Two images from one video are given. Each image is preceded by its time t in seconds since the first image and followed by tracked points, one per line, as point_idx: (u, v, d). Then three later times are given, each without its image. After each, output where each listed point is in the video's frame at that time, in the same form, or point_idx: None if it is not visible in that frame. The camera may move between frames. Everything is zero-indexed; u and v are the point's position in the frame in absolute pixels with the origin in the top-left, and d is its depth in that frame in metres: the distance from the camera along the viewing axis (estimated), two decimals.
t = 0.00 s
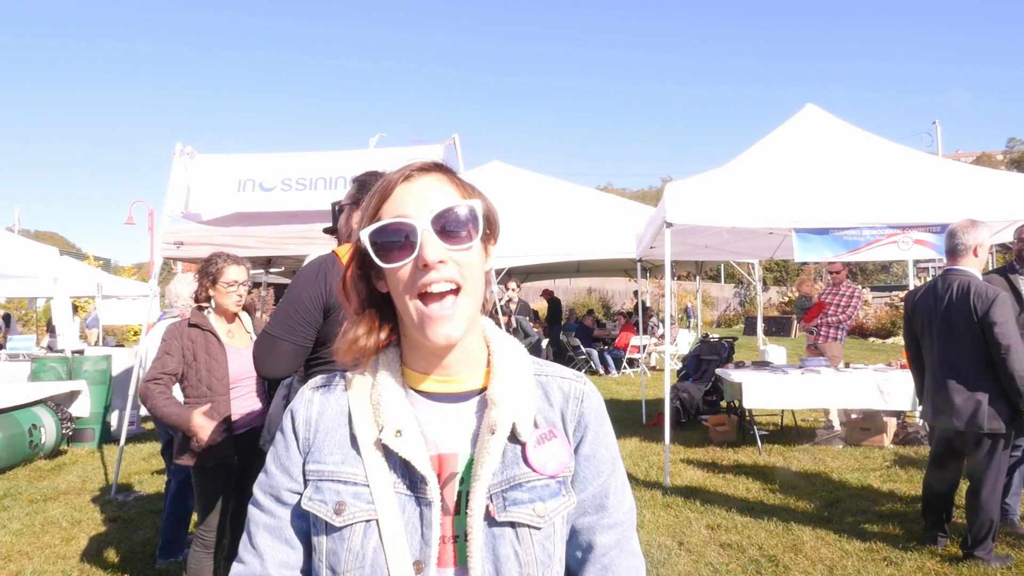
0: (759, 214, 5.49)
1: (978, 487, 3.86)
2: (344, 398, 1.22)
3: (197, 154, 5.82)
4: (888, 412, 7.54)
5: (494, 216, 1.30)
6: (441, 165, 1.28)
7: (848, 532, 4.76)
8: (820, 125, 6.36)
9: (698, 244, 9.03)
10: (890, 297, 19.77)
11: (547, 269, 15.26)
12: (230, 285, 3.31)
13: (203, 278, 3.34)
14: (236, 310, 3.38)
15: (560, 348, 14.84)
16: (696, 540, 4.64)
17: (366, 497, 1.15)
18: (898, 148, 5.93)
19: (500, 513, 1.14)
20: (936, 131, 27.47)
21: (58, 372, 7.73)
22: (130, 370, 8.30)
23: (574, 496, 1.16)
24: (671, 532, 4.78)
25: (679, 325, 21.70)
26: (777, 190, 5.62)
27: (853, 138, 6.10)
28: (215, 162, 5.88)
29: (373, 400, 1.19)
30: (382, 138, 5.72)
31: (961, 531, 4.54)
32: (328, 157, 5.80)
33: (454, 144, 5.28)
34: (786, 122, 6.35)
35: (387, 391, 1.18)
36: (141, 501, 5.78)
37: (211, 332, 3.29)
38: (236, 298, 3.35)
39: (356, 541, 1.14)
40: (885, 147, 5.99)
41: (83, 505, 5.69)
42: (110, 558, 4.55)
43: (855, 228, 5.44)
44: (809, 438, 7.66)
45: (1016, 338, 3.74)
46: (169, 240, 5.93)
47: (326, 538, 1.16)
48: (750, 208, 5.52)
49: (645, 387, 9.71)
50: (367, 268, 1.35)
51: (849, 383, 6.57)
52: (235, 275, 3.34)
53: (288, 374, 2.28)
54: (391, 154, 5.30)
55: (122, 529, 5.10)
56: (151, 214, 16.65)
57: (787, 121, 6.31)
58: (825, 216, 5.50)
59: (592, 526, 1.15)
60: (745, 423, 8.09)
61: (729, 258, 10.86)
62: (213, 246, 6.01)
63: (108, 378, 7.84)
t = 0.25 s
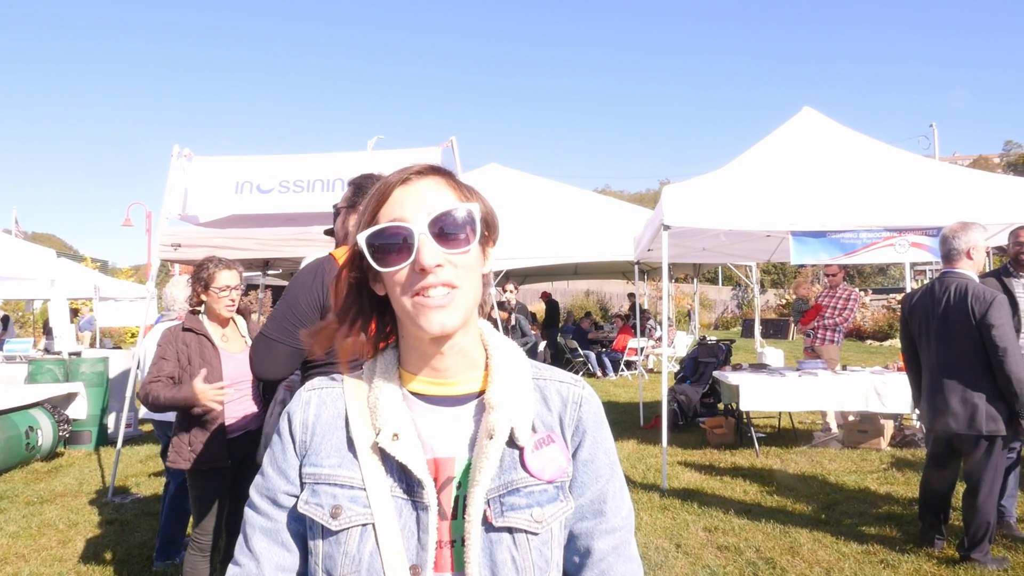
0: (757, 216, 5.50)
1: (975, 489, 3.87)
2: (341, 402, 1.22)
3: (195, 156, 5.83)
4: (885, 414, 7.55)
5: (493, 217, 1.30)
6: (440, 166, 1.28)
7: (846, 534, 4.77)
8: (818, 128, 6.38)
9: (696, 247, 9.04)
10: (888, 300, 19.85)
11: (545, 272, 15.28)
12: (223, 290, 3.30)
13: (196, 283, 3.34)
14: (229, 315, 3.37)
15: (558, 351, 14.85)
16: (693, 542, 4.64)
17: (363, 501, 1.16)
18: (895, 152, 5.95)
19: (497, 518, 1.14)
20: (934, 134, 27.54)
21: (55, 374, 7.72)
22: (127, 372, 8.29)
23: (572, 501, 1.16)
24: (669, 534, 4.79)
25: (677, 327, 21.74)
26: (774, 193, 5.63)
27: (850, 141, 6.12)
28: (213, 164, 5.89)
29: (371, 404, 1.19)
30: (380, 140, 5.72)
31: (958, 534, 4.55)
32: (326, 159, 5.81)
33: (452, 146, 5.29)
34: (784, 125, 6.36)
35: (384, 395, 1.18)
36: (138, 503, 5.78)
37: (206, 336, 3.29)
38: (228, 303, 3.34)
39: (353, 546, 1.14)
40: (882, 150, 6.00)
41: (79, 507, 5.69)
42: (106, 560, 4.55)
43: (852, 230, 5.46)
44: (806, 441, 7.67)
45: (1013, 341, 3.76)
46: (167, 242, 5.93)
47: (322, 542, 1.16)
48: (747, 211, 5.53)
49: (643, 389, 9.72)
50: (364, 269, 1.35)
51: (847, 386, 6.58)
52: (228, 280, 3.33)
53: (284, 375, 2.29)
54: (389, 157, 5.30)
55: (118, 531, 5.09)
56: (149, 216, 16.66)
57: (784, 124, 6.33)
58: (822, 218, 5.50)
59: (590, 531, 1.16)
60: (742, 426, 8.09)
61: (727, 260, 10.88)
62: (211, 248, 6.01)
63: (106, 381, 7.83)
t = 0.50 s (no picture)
0: (758, 216, 5.50)
1: (978, 488, 3.87)
2: (343, 404, 1.22)
3: (195, 158, 5.86)
4: (887, 414, 7.54)
5: (494, 218, 1.30)
6: (441, 168, 1.28)
7: (848, 534, 4.76)
8: (818, 128, 6.38)
9: (697, 247, 9.04)
10: (889, 299, 19.84)
11: (546, 273, 15.30)
12: (232, 287, 3.34)
13: (199, 284, 3.34)
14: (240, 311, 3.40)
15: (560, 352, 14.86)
16: (695, 542, 4.64)
17: (365, 503, 1.16)
18: (895, 151, 5.95)
19: (501, 520, 1.14)
20: (935, 134, 27.54)
21: (57, 377, 7.73)
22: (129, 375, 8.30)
23: (575, 503, 1.16)
24: (671, 535, 4.78)
25: (679, 327, 21.74)
26: (775, 193, 5.64)
27: (850, 141, 6.12)
28: (213, 166, 5.92)
29: (373, 406, 1.20)
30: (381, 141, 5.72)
31: (961, 533, 4.54)
32: (327, 161, 5.81)
33: (453, 148, 5.30)
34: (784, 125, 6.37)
35: (386, 397, 1.19)
36: (140, 506, 5.78)
37: (208, 338, 3.29)
38: (239, 298, 3.38)
39: (356, 548, 1.14)
40: (883, 150, 6.01)
41: (82, 510, 5.69)
42: (109, 563, 4.55)
43: (852, 230, 5.46)
44: (808, 441, 7.67)
45: (1016, 339, 3.76)
46: (169, 245, 5.94)
47: (325, 544, 1.16)
48: (748, 211, 5.53)
49: (644, 389, 9.72)
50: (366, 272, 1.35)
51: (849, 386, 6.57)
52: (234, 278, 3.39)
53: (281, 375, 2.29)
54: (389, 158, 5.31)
55: (121, 534, 5.10)
56: (150, 219, 16.70)
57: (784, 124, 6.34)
58: (823, 218, 5.51)
59: (594, 532, 1.16)
60: (744, 426, 8.09)
61: (728, 260, 10.88)
62: (213, 251, 6.02)
63: (108, 383, 7.84)
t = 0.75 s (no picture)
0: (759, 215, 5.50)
1: (981, 488, 3.87)
2: (347, 405, 1.23)
3: (197, 161, 5.89)
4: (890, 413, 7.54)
5: (494, 216, 1.31)
6: (440, 168, 1.30)
7: (851, 534, 4.76)
8: (819, 127, 6.38)
9: (698, 247, 9.04)
10: (892, 298, 19.82)
11: (548, 273, 15.30)
12: (234, 288, 3.35)
13: (202, 286, 3.35)
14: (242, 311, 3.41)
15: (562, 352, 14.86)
16: (698, 542, 4.64)
17: (369, 504, 1.16)
18: (897, 150, 5.95)
19: (505, 520, 1.15)
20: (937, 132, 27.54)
21: (60, 379, 7.75)
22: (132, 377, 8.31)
23: (580, 503, 1.17)
24: (673, 534, 4.78)
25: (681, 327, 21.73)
26: (776, 192, 5.63)
27: (852, 140, 6.12)
28: (214, 168, 5.95)
29: (376, 407, 1.20)
30: (383, 142, 5.72)
31: (964, 532, 4.54)
32: (328, 163, 5.82)
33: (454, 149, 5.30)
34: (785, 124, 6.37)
35: (389, 397, 1.19)
36: (144, 507, 5.80)
37: (211, 340, 3.29)
38: (240, 299, 3.39)
39: (360, 549, 1.15)
40: (884, 148, 6.00)
41: (85, 512, 5.70)
42: (113, 564, 4.56)
43: (854, 229, 5.46)
44: (811, 440, 7.66)
45: (1019, 336, 3.75)
46: (171, 247, 5.96)
47: (330, 545, 1.17)
48: (749, 211, 5.53)
49: (646, 390, 9.72)
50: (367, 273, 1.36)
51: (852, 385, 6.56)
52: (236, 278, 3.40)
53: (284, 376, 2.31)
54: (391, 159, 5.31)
55: (125, 536, 5.11)
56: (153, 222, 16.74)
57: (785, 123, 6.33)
58: (825, 217, 5.51)
59: (599, 531, 1.16)
60: (747, 425, 8.09)
61: (730, 260, 10.88)
62: (214, 253, 6.03)
63: (111, 386, 7.86)
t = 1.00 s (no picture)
0: (760, 215, 5.50)
1: (980, 488, 3.86)
2: (348, 402, 1.23)
3: (197, 159, 5.89)
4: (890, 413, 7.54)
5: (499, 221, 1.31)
6: (450, 169, 1.29)
7: (851, 533, 4.76)
8: (819, 126, 6.38)
9: (698, 246, 9.03)
10: (892, 297, 19.82)
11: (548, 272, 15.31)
12: (232, 287, 3.35)
13: (200, 286, 3.35)
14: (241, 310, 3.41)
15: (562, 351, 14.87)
16: (698, 542, 4.64)
17: (371, 500, 1.16)
18: (897, 149, 5.94)
19: (504, 514, 1.15)
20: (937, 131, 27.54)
21: (60, 378, 7.76)
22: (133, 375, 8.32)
23: (580, 495, 1.16)
24: (673, 533, 4.79)
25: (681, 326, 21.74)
26: (776, 191, 5.63)
27: (852, 139, 6.12)
28: (215, 167, 5.95)
29: (377, 404, 1.20)
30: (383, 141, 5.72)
31: (964, 532, 4.54)
32: (328, 162, 5.82)
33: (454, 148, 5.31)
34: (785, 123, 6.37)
35: (390, 394, 1.19)
36: (143, 506, 5.80)
37: (213, 340, 3.27)
38: (239, 298, 3.39)
39: (361, 544, 1.15)
40: (884, 147, 6.00)
41: (85, 511, 5.71)
42: (113, 563, 4.57)
43: (855, 228, 5.46)
44: (811, 439, 7.66)
45: (1018, 335, 3.75)
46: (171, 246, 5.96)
47: (330, 539, 1.16)
48: (749, 210, 5.53)
49: (646, 389, 9.73)
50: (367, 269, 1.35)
51: (853, 384, 6.56)
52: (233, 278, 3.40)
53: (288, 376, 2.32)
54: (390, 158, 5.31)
55: (125, 534, 5.12)
56: (153, 220, 16.76)
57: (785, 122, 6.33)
58: (825, 217, 5.51)
59: (603, 522, 1.15)
60: (747, 425, 8.09)
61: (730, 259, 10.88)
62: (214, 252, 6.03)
63: (111, 384, 7.87)
